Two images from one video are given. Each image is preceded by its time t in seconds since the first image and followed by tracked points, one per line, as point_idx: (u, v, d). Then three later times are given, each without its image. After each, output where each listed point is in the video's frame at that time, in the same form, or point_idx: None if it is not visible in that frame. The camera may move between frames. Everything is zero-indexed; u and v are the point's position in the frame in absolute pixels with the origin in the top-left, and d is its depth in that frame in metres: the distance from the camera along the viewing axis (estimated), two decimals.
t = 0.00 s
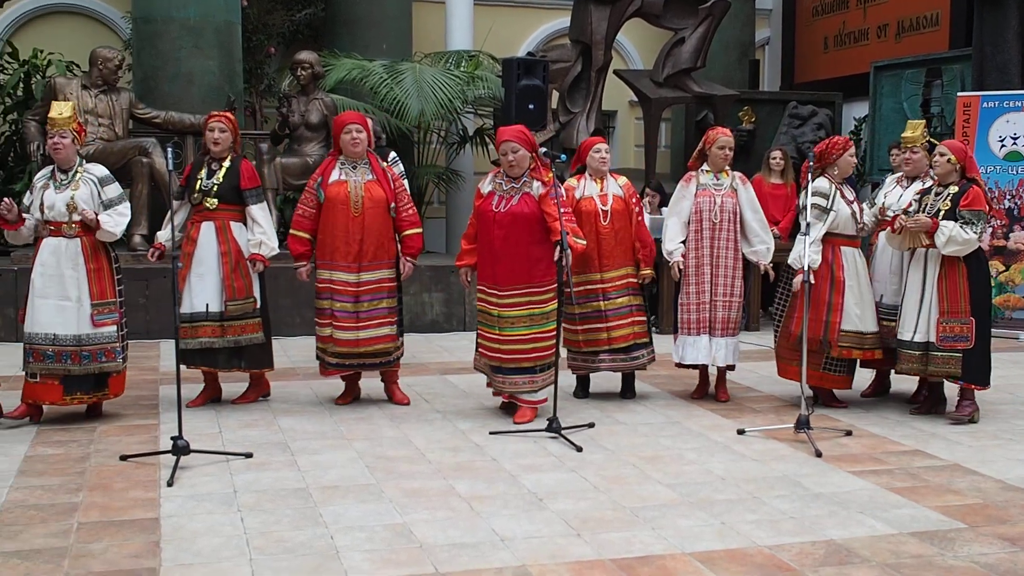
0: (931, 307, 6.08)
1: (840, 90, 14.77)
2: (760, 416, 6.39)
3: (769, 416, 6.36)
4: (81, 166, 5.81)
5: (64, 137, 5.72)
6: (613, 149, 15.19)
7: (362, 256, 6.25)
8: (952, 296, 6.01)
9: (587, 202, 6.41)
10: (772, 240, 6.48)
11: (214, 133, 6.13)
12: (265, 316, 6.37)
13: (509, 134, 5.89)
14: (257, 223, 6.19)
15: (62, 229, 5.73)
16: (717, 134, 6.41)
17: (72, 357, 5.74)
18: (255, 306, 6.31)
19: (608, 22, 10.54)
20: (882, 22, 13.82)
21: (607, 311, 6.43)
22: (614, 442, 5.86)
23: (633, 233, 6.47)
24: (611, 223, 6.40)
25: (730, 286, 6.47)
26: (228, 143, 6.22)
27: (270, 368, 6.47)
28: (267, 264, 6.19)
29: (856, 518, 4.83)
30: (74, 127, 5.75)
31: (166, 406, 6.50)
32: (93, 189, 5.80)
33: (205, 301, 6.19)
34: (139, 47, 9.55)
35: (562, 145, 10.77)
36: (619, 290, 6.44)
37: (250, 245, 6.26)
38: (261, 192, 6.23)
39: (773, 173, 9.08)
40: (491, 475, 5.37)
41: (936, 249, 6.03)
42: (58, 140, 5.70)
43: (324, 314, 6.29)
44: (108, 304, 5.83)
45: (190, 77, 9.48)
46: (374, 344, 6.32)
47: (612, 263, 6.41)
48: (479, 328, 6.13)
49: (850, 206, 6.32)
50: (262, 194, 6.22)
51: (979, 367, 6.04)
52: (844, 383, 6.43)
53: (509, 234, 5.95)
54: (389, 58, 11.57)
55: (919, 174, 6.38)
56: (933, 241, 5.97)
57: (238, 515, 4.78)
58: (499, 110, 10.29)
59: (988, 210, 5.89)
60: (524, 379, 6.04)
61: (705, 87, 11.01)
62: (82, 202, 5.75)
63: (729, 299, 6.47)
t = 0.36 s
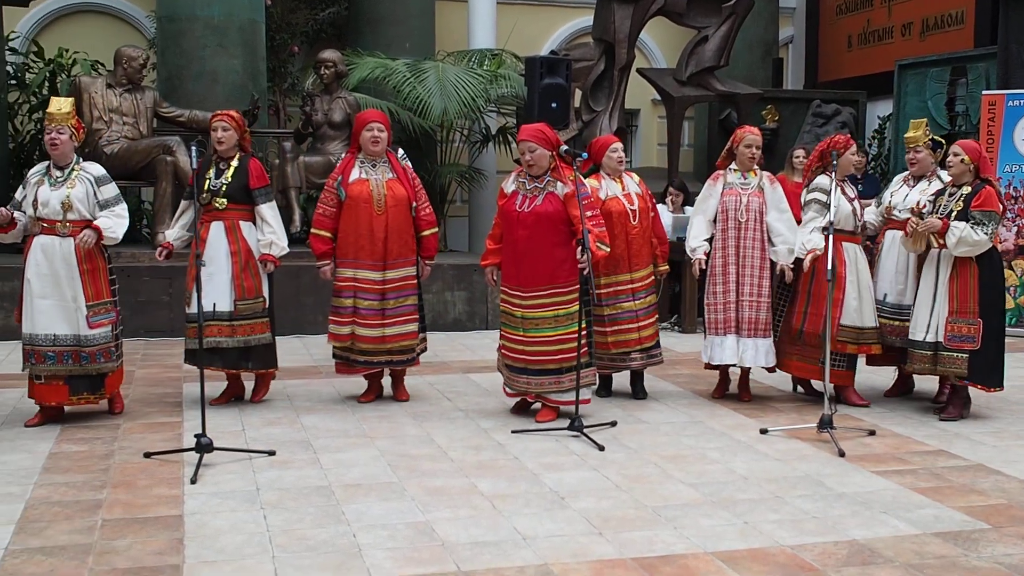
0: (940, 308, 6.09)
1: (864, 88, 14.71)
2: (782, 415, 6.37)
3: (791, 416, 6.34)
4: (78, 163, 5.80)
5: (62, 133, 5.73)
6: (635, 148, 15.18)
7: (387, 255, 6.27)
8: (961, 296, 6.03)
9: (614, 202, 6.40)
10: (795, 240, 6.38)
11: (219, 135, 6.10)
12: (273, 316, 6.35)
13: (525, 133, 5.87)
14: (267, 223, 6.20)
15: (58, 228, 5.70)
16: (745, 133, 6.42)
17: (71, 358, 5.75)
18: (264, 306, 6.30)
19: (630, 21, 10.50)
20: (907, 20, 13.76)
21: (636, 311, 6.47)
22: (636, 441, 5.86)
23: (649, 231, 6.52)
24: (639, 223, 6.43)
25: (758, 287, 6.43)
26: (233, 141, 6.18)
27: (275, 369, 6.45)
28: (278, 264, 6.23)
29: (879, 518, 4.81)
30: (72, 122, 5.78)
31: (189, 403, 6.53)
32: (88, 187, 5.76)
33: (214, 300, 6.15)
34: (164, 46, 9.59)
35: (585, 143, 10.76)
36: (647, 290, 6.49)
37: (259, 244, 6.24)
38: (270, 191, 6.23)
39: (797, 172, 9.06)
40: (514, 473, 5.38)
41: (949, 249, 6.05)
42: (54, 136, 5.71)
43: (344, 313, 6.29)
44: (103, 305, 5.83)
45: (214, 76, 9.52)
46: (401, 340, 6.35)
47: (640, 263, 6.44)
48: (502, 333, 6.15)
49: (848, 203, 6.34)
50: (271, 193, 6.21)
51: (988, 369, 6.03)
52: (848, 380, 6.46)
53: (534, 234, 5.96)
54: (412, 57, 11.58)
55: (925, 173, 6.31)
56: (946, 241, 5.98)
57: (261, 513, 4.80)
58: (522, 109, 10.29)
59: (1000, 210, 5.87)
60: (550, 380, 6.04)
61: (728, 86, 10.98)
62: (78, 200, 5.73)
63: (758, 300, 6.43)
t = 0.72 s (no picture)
0: (943, 310, 6.10)
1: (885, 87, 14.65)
2: (801, 414, 6.35)
3: (811, 415, 6.33)
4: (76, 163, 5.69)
5: (57, 132, 5.64)
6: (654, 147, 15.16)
7: (411, 252, 6.28)
8: (963, 297, 6.05)
9: (642, 201, 6.40)
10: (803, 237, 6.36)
11: (225, 134, 6.08)
12: (283, 315, 6.35)
13: (535, 134, 5.85)
14: (276, 222, 6.17)
15: (50, 227, 5.61)
16: (756, 130, 6.44)
17: (44, 359, 5.59)
18: (273, 305, 6.30)
19: (650, 19, 10.50)
20: (927, 18, 13.70)
21: (661, 311, 6.47)
22: (655, 441, 5.86)
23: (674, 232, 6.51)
24: (665, 223, 6.43)
25: (774, 288, 6.41)
26: (239, 140, 6.15)
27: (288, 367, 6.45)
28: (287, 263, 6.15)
29: (899, 518, 4.79)
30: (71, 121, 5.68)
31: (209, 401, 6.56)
32: (81, 186, 5.64)
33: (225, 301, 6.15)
34: (184, 45, 9.63)
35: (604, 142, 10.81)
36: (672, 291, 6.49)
37: (268, 244, 6.23)
38: (277, 189, 6.21)
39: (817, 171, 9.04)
40: (533, 472, 5.38)
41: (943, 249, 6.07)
42: (48, 134, 5.62)
43: (370, 309, 6.31)
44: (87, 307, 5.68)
45: (234, 75, 9.55)
46: (424, 338, 6.36)
47: (665, 262, 6.45)
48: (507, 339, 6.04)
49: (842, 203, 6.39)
50: (279, 191, 6.19)
51: (994, 368, 6.03)
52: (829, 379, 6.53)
53: (547, 234, 5.93)
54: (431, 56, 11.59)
55: (926, 174, 6.34)
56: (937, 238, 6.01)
57: (280, 511, 4.81)
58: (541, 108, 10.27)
59: (999, 209, 5.85)
60: (559, 375, 6.06)
61: (748, 85, 10.92)
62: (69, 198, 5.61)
63: (775, 299, 6.40)
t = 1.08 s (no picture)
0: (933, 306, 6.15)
1: (902, 86, 14.61)
2: (817, 414, 6.34)
3: (826, 415, 6.32)
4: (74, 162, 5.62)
5: (54, 131, 5.59)
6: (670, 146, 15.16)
7: (429, 252, 6.29)
8: (948, 294, 6.07)
9: (656, 200, 6.37)
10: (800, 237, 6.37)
11: (230, 133, 6.05)
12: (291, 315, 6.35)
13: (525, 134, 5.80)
14: (282, 220, 6.18)
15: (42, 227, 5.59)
16: (751, 130, 6.37)
17: (46, 361, 5.57)
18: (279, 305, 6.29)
19: (667, 18, 10.47)
20: (944, 18, 13.66)
21: (667, 314, 6.41)
22: (671, 440, 5.85)
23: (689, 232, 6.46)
24: (679, 222, 6.38)
25: (761, 287, 6.42)
26: (245, 138, 6.14)
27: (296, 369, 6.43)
28: (293, 260, 6.18)
29: (916, 518, 4.78)
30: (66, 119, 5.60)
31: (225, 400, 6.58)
32: (74, 184, 5.57)
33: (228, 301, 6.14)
34: (201, 44, 9.66)
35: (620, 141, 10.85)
36: (683, 292, 6.43)
37: (273, 242, 6.22)
38: (283, 188, 6.20)
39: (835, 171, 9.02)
40: (548, 471, 5.38)
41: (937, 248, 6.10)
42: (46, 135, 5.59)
43: (389, 310, 6.33)
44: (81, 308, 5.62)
45: (250, 74, 9.57)
46: (443, 337, 6.38)
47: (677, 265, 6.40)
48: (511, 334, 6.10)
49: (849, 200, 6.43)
50: (284, 189, 6.18)
51: (976, 368, 5.99)
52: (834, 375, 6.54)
53: (542, 233, 5.91)
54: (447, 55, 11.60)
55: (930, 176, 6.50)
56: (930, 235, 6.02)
57: (296, 509, 4.82)
58: (557, 107, 10.31)
59: (990, 210, 5.82)
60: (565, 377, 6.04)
61: (765, 84, 10.89)
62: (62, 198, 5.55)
63: (761, 298, 6.42)
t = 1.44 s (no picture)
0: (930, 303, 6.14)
1: (909, 86, 14.61)
2: (824, 414, 6.34)
3: (834, 414, 6.32)
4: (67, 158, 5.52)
5: (44, 128, 5.49)
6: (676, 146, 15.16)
7: (429, 252, 6.28)
8: (945, 293, 6.07)
9: (649, 200, 6.39)
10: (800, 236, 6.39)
11: (234, 129, 6.02)
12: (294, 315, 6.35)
13: (511, 130, 5.77)
14: (283, 219, 6.17)
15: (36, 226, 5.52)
16: (750, 129, 6.37)
17: (46, 363, 5.49)
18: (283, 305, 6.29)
19: (675, 18, 10.45)
20: (952, 18, 13.67)
21: (654, 312, 6.44)
22: (678, 439, 5.85)
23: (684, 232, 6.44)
24: (671, 222, 6.38)
25: (765, 285, 6.42)
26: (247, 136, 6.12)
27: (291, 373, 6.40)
28: (295, 259, 6.18)
29: (923, 518, 4.78)
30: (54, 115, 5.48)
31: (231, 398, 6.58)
32: (65, 181, 5.49)
33: (230, 301, 6.11)
34: (210, 42, 9.65)
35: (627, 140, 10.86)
36: (672, 292, 6.43)
37: (275, 241, 6.22)
38: (285, 186, 6.21)
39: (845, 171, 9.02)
40: (556, 470, 5.38)
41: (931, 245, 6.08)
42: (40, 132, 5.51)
43: (390, 308, 6.35)
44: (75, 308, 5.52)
45: (260, 72, 9.57)
46: (445, 336, 6.38)
47: (666, 263, 6.40)
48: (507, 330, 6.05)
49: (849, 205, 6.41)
50: (286, 187, 6.19)
51: (970, 368, 6.01)
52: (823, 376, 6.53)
53: (526, 232, 5.87)
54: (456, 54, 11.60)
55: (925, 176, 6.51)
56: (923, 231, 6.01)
57: (303, 508, 4.82)
58: (565, 106, 10.33)
59: (981, 204, 5.82)
60: (554, 376, 5.98)
61: (772, 84, 10.90)
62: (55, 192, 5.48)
63: (762, 297, 6.41)
